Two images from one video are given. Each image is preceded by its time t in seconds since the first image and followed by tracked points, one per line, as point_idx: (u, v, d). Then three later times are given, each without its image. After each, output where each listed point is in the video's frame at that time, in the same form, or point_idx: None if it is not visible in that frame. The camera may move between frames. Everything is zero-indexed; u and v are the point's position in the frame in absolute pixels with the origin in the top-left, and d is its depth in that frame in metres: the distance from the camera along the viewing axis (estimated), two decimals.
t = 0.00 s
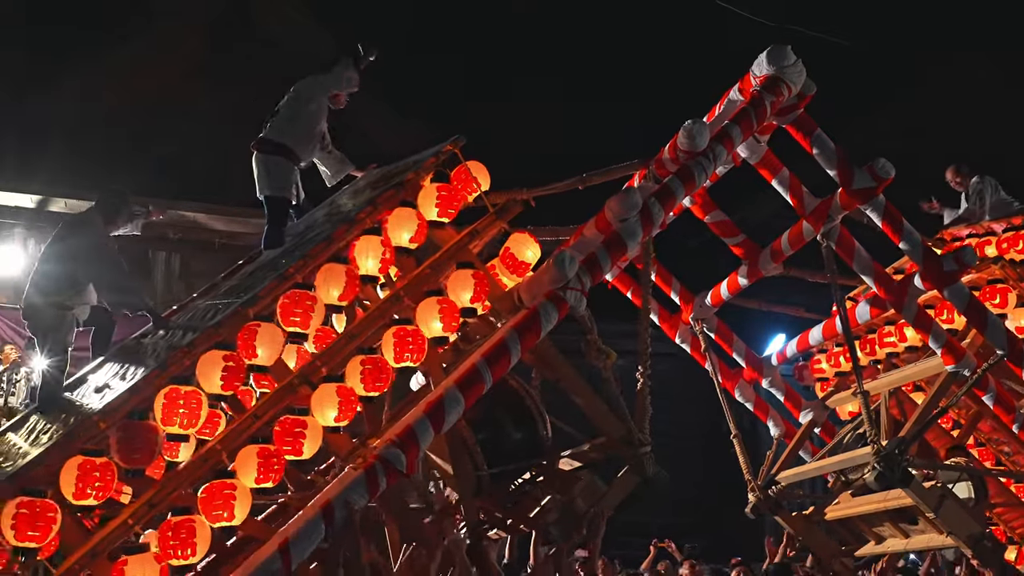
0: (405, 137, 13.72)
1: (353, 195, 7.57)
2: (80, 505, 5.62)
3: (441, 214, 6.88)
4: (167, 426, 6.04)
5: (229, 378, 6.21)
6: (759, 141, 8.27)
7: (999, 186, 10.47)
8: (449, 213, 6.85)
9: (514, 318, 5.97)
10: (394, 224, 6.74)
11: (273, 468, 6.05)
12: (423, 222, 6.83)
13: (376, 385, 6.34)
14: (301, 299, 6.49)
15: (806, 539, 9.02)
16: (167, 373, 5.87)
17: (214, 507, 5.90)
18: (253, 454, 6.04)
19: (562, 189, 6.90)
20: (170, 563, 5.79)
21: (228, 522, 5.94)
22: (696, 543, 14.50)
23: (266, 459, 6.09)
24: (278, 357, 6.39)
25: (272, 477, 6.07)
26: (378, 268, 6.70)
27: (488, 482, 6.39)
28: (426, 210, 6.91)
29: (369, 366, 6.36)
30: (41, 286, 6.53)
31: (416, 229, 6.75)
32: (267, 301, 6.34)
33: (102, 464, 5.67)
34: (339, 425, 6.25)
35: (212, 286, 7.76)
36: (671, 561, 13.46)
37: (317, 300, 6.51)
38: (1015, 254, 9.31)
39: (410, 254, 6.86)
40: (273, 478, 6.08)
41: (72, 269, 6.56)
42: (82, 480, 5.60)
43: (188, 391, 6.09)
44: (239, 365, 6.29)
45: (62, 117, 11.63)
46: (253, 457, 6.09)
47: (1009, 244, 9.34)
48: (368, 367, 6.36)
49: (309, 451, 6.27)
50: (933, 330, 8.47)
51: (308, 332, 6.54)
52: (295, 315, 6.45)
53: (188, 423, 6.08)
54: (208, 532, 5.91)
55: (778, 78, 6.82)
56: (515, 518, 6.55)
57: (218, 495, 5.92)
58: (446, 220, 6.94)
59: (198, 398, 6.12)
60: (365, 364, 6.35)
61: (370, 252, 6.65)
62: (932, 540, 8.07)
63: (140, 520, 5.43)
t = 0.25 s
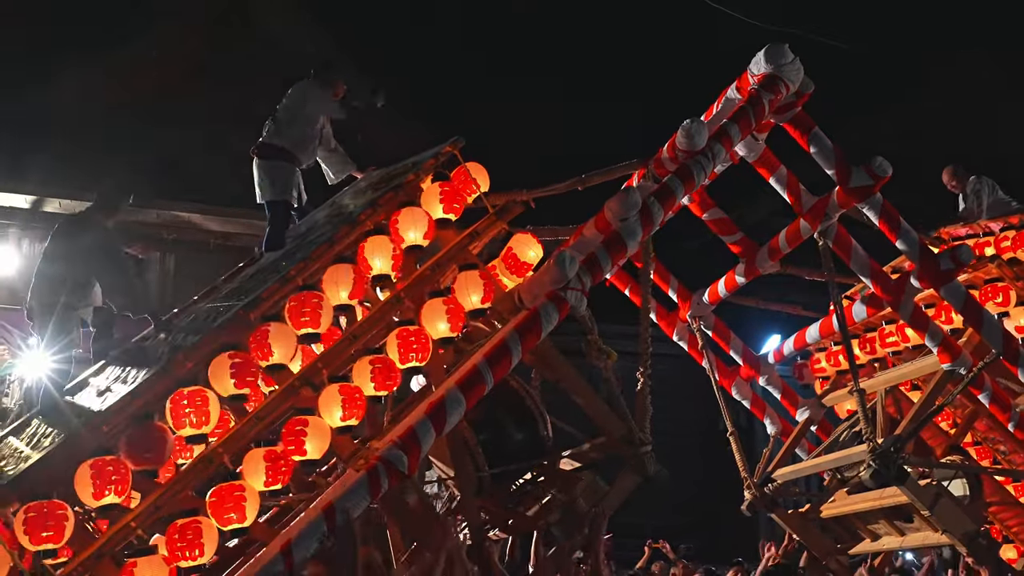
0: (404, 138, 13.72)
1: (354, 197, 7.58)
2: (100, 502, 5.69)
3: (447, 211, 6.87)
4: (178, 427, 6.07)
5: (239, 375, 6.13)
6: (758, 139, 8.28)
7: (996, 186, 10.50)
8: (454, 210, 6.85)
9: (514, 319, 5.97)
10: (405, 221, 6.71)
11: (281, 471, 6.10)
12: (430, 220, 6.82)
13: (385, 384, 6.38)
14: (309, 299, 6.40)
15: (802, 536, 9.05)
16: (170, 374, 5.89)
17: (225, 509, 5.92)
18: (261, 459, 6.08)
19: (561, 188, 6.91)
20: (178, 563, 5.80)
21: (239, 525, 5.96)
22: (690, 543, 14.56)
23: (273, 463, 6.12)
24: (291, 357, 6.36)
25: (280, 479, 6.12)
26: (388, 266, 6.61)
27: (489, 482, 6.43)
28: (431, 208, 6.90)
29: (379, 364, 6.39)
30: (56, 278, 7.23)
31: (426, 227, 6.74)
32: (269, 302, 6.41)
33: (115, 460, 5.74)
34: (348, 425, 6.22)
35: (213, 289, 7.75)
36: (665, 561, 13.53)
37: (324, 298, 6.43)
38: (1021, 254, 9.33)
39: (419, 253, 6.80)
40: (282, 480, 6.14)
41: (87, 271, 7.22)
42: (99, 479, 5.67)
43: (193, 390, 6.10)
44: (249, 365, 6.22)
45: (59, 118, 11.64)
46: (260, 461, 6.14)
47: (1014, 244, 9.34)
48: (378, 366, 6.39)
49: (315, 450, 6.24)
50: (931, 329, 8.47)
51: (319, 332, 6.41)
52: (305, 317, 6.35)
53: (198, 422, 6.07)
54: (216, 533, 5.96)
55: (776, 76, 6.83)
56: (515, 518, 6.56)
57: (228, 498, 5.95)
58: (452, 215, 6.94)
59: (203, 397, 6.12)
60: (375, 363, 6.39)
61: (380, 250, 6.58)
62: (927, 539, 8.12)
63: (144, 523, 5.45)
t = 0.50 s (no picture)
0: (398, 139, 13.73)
1: (347, 195, 7.57)
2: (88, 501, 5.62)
3: (443, 205, 6.87)
4: (170, 427, 5.91)
5: (223, 373, 6.02)
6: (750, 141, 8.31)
7: (989, 187, 10.56)
8: (450, 205, 6.84)
9: (506, 319, 5.97)
10: (402, 217, 6.71)
11: (260, 470, 5.91)
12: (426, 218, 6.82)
13: (372, 379, 6.30)
14: (301, 297, 6.41)
15: (793, 537, 9.06)
16: (161, 374, 5.89)
17: (208, 510, 5.92)
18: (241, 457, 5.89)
19: (554, 189, 6.92)
20: (158, 564, 5.79)
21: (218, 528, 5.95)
22: (682, 544, 14.56)
23: (254, 460, 5.95)
24: (286, 354, 6.31)
25: (260, 478, 5.92)
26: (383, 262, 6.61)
27: (481, 482, 6.43)
28: (427, 205, 6.90)
29: (366, 359, 6.34)
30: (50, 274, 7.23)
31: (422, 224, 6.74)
32: (260, 301, 6.42)
33: (100, 460, 5.65)
34: (332, 421, 6.20)
35: (205, 288, 7.74)
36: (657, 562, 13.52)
37: (316, 295, 6.42)
38: (1016, 255, 9.50)
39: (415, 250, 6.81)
40: (262, 479, 5.95)
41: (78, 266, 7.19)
42: (83, 476, 5.58)
43: (178, 389, 5.94)
44: (236, 361, 6.09)
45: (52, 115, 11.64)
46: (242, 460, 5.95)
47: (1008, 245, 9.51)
48: (365, 361, 6.34)
49: (299, 449, 6.18)
50: (922, 330, 8.51)
51: (314, 328, 6.43)
52: (297, 313, 6.37)
53: (187, 421, 5.93)
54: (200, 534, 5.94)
55: (768, 78, 6.85)
56: (507, 518, 6.56)
57: (213, 501, 5.95)
58: (449, 210, 6.93)
59: (190, 395, 5.96)
60: (361, 358, 6.33)
61: (377, 248, 6.59)
62: (918, 540, 8.13)
63: (133, 522, 5.46)
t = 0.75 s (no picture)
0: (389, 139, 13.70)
1: (337, 196, 7.55)
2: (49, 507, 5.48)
3: (422, 209, 6.86)
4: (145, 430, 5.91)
5: (198, 374, 6.03)
6: (741, 142, 8.32)
7: (982, 187, 10.53)
8: (430, 209, 6.83)
9: (498, 320, 5.97)
10: (384, 219, 6.69)
11: (254, 471, 5.98)
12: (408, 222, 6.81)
13: (363, 384, 6.29)
14: (280, 298, 6.45)
15: (784, 537, 9.09)
16: (151, 374, 5.87)
17: (201, 512, 5.86)
18: (235, 457, 5.97)
19: (546, 190, 6.93)
20: (154, 566, 5.77)
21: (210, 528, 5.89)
22: (673, 545, 14.58)
23: (247, 462, 6.02)
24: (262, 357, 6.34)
25: (253, 480, 5.99)
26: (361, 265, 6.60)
27: (473, 483, 6.43)
28: (408, 208, 6.91)
29: (357, 364, 6.33)
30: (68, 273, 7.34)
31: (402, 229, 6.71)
32: (251, 302, 6.39)
33: (72, 466, 5.54)
34: (324, 425, 6.16)
35: (196, 288, 7.70)
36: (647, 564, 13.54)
37: (295, 298, 6.45)
38: (994, 255, 9.72)
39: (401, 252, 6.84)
40: (255, 480, 6.02)
41: (64, 261, 7.19)
42: (49, 482, 5.46)
43: (160, 391, 5.96)
44: (213, 364, 6.11)
45: (39, 115, 11.61)
46: (234, 461, 6.02)
47: (988, 246, 9.73)
48: (357, 365, 6.33)
49: (290, 450, 6.21)
50: (912, 330, 8.53)
51: (289, 332, 6.46)
52: (274, 314, 6.41)
53: (160, 425, 5.91)
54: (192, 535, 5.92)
55: (759, 79, 6.87)
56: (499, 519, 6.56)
57: (207, 501, 5.89)
58: (431, 214, 6.91)
59: (169, 399, 5.98)
60: (352, 362, 6.32)
61: (357, 251, 6.60)
62: (908, 540, 8.18)
63: (124, 522, 5.41)
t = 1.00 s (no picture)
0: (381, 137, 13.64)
1: (329, 195, 7.56)
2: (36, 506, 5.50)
3: (408, 213, 6.90)
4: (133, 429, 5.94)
5: (185, 379, 6.02)
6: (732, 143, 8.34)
7: (971, 191, 10.63)
8: (416, 214, 6.87)
9: (489, 320, 5.97)
10: (375, 222, 6.77)
11: (244, 472, 5.94)
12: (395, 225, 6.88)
13: (352, 387, 6.33)
14: (270, 300, 6.38)
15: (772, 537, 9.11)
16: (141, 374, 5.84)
17: (189, 511, 5.84)
18: (224, 458, 5.91)
19: (537, 190, 6.93)
20: (136, 566, 5.73)
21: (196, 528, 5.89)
22: (663, 545, 14.60)
23: (236, 463, 5.97)
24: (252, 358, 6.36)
25: (242, 480, 5.95)
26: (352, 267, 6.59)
27: (464, 483, 6.44)
28: (395, 210, 6.95)
29: (347, 367, 6.36)
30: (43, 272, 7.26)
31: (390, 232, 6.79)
32: (241, 302, 6.37)
33: (61, 468, 5.53)
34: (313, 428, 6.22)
35: (186, 287, 7.68)
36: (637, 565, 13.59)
37: (287, 300, 6.40)
38: (977, 257, 9.97)
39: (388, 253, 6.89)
40: (244, 482, 5.98)
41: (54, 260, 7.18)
42: (37, 483, 5.47)
43: (152, 393, 5.98)
44: (202, 368, 6.08)
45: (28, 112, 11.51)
46: (224, 461, 5.97)
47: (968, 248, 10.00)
48: (347, 368, 6.36)
49: (279, 452, 6.22)
50: (900, 331, 8.59)
51: (278, 334, 6.40)
52: (265, 316, 6.35)
53: (153, 426, 5.97)
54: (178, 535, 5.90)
55: (750, 81, 6.89)
56: (490, 519, 6.57)
57: (195, 501, 5.88)
58: (415, 219, 6.94)
59: (162, 401, 6.01)
60: (343, 366, 6.34)
61: (349, 253, 6.58)
62: (896, 540, 8.22)
63: (113, 522, 5.40)
